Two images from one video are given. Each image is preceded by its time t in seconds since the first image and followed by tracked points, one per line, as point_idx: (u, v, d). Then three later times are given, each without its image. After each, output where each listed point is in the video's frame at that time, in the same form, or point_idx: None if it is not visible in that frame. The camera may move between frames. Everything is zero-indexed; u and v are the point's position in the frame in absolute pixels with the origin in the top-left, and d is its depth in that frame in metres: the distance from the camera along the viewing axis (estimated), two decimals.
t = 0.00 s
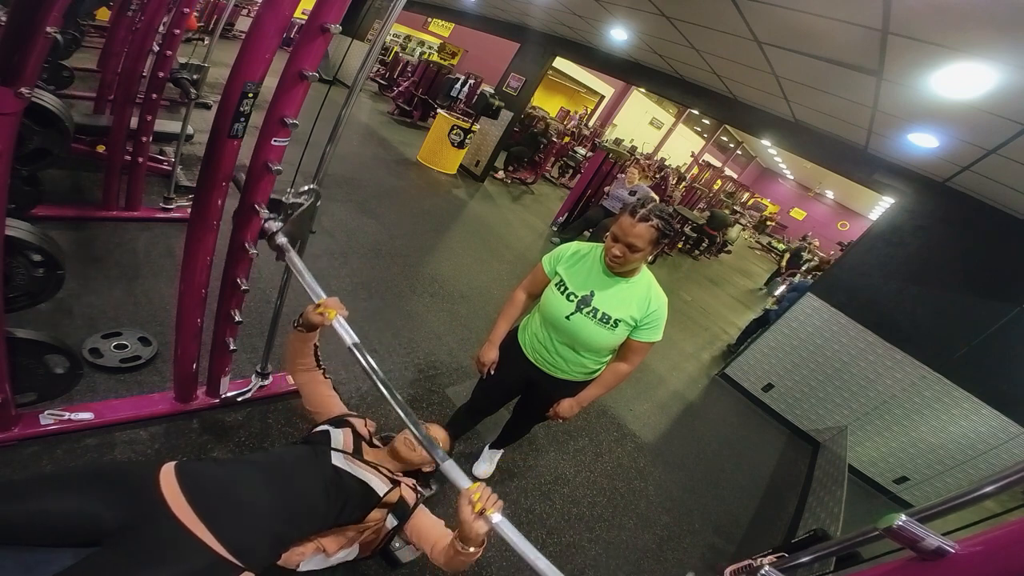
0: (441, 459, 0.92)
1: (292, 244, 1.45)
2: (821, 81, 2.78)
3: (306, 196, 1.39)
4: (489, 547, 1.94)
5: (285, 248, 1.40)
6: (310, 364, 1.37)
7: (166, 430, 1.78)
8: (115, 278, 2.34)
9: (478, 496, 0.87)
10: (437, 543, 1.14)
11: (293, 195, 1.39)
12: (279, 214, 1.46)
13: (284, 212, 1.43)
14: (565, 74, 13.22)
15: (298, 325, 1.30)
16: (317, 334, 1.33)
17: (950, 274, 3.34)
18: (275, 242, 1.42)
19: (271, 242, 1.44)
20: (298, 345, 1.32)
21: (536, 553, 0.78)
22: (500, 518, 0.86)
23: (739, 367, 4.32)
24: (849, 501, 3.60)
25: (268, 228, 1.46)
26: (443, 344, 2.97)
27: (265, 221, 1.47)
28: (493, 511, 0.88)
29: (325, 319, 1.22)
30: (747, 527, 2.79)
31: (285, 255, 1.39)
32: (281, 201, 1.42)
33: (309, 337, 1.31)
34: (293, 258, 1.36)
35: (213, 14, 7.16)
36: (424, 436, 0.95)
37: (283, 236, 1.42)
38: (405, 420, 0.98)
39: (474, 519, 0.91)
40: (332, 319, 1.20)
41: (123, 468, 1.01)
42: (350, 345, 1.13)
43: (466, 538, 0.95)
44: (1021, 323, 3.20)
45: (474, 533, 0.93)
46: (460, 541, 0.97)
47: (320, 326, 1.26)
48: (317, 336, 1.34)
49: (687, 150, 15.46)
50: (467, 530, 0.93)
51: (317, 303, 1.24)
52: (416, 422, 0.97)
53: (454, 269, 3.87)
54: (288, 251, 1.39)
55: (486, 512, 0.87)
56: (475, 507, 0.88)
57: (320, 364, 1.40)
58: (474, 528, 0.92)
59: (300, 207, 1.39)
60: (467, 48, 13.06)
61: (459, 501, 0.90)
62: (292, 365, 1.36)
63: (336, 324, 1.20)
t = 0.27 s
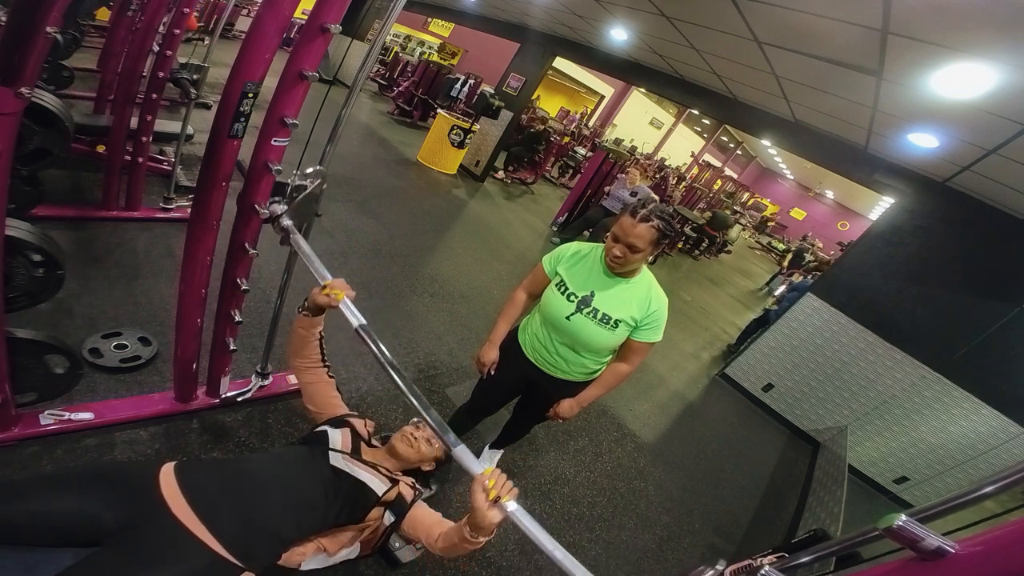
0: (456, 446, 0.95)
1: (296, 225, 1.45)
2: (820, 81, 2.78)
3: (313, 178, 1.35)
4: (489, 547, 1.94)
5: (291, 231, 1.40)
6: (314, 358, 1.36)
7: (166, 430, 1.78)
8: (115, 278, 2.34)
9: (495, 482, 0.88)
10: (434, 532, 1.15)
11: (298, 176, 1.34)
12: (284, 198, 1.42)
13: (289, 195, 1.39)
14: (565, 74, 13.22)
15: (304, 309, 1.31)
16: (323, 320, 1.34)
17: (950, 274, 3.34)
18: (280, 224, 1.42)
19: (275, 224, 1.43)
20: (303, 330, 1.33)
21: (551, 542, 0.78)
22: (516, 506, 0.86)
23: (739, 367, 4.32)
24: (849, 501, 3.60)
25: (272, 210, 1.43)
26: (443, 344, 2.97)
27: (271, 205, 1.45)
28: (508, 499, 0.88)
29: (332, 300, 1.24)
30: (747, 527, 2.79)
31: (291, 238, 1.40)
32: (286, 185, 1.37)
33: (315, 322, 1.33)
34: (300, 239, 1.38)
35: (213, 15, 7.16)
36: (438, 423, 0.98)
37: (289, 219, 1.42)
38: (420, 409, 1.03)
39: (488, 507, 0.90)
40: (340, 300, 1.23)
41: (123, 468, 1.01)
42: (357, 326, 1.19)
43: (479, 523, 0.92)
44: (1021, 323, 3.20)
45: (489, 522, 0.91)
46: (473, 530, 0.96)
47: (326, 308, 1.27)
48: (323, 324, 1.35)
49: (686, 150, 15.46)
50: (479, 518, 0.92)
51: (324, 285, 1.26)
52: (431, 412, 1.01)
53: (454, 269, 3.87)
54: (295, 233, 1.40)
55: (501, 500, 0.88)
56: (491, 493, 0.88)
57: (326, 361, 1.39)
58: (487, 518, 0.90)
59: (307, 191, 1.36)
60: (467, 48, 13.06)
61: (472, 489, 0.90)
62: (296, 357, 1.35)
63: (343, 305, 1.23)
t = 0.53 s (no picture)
0: (467, 436, 0.96)
1: (301, 213, 1.46)
2: (820, 81, 2.78)
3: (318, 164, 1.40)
4: (489, 547, 1.94)
5: (295, 218, 1.41)
6: (323, 358, 1.35)
7: (166, 431, 1.78)
8: (115, 278, 2.34)
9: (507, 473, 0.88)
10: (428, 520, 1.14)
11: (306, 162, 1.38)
12: (289, 183, 1.46)
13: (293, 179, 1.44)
14: (565, 74, 13.22)
15: (309, 298, 1.31)
16: (330, 310, 1.34)
17: (950, 274, 3.34)
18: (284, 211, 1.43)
19: (280, 213, 1.44)
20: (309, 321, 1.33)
21: (565, 533, 0.80)
22: (528, 497, 0.87)
23: (739, 367, 4.32)
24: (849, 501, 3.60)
25: (275, 197, 1.46)
26: (443, 344, 2.97)
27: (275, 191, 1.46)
28: (520, 489, 0.89)
29: (337, 286, 1.25)
30: (747, 527, 2.79)
31: (295, 225, 1.40)
32: (291, 169, 1.44)
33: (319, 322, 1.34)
34: (304, 226, 1.39)
35: (213, 15, 7.16)
36: (450, 413, 1.00)
37: (293, 206, 1.43)
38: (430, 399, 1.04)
39: (499, 498, 0.91)
40: (345, 285, 1.25)
41: (123, 468, 1.01)
42: (362, 313, 1.20)
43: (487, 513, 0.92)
44: (1021, 323, 3.20)
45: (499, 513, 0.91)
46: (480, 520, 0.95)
47: (333, 295, 1.28)
48: (331, 316, 1.36)
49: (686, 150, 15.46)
50: (488, 509, 0.91)
51: (329, 270, 1.27)
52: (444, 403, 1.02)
53: (454, 269, 3.87)
54: (299, 220, 1.41)
55: (513, 490, 0.89)
56: (503, 484, 0.89)
57: (336, 362, 1.39)
58: (497, 509, 0.90)
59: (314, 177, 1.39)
60: (467, 49, 13.06)
61: (484, 479, 0.91)
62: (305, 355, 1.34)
63: (349, 290, 1.25)
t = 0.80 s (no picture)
0: (469, 434, 0.96)
1: (302, 210, 1.46)
2: (820, 81, 2.78)
3: (318, 161, 1.41)
4: (489, 547, 1.94)
5: (295, 214, 1.41)
6: (326, 359, 1.35)
7: (166, 431, 1.78)
8: (115, 278, 2.34)
9: (509, 471, 0.89)
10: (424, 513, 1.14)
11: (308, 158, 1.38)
12: (289, 181, 1.47)
13: (294, 176, 1.46)
14: (565, 74, 13.21)
15: (312, 295, 1.31)
16: (332, 308, 1.34)
17: (951, 274, 3.33)
18: (285, 208, 1.43)
19: (281, 210, 1.45)
20: (313, 317, 1.33)
21: (568, 531, 0.80)
22: (531, 495, 0.88)
23: (739, 367, 4.32)
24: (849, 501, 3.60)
25: (277, 194, 1.46)
26: (443, 344, 2.97)
27: (276, 188, 1.47)
28: (524, 487, 0.90)
29: (338, 283, 1.25)
30: (747, 527, 2.79)
31: (296, 222, 1.40)
32: (291, 168, 1.45)
33: (321, 327, 1.34)
34: (304, 222, 1.39)
35: (213, 15, 7.16)
36: (452, 411, 1.00)
37: (294, 203, 1.43)
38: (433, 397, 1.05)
39: (502, 496, 0.91)
40: (347, 283, 1.24)
41: (122, 468, 1.01)
42: (363, 310, 1.20)
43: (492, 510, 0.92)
44: (1021, 323, 3.20)
45: (501, 508, 0.91)
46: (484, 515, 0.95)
47: (334, 292, 1.29)
48: (333, 314, 1.36)
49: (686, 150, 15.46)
50: (491, 507, 0.92)
51: (329, 267, 1.27)
52: (446, 402, 1.02)
53: (454, 269, 3.87)
54: (299, 217, 1.41)
55: (516, 488, 0.89)
56: (505, 482, 0.89)
57: (338, 363, 1.38)
58: (500, 507, 0.91)
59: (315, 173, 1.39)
60: (467, 48, 13.06)
61: (486, 477, 0.91)
62: (308, 356, 1.34)
63: (350, 287, 1.24)
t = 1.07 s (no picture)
0: (468, 435, 0.96)
1: (301, 211, 1.46)
2: (820, 81, 2.78)
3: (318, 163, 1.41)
4: (489, 547, 1.94)
5: (295, 215, 1.41)
6: (326, 360, 1.35)
7: (166, 431, 1.78)
8: (115, 278, 2.34)
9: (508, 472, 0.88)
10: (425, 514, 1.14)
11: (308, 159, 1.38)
12: (290, 182, 1.47)
13: (294, 177, 1.46)
14: (565, 74, 13.21)
15: (312, 295, 1.32)
16: (332, 308, 1.34)
17: (951, 275, 3.33)
18: (284, 209, 1.43)
19: (280, 211, 1.44)
20: (312, 318, 1.33)
21: (567, 532, 0.80)
22: (530, 495, 0.88)
23: (739, 367, 4.32)
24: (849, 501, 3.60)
25: (276, 196, 1.46)
26: (443, 344, 2.97)
27: (276, 189, 1.47)
28: (522, 488, 0.89)
29: (338, 284, 1.25)
30: (747, 527, 2.79)
31: (295, 223, 1.40)
32: (291, 169, 1.45)
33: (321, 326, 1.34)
34: (304, 224, 1.39)
35: (213, 15, 7.16)
36: (451, 412, 0.99)
37: (294, 204, 1.43)
38: (431, 398, 1.04)
39: (502, 497, 0.91)
40: (347, 284, 1.25)
41: (122, 469, 1.01)
42: (363, 311, 1.20)
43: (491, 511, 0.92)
44: (1021, 323, 3.20)
45: (500, 509, 0.91)
46: (485, 517, 0.95)
47: (334, 293, 1.29)
48: (332, 314, 1.36)
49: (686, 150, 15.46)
50: (490, 507, 0.92)
51: (329, 268, 1.27)
52: (445, 403, 1.02)
53: (454, 269, 3.87)
54: (299, 219, 1.41)
55: (515, 489, 0.89)
56: (504, 483, 0.89)
57: (337, 364, 1.38)
58: (500, 508, 0.91)
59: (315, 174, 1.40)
60: (467, 48, 13.06)
61: (485, 477, 0.91)
62: (308, 356, 1.34)
63: (350, 288, 1.25)
